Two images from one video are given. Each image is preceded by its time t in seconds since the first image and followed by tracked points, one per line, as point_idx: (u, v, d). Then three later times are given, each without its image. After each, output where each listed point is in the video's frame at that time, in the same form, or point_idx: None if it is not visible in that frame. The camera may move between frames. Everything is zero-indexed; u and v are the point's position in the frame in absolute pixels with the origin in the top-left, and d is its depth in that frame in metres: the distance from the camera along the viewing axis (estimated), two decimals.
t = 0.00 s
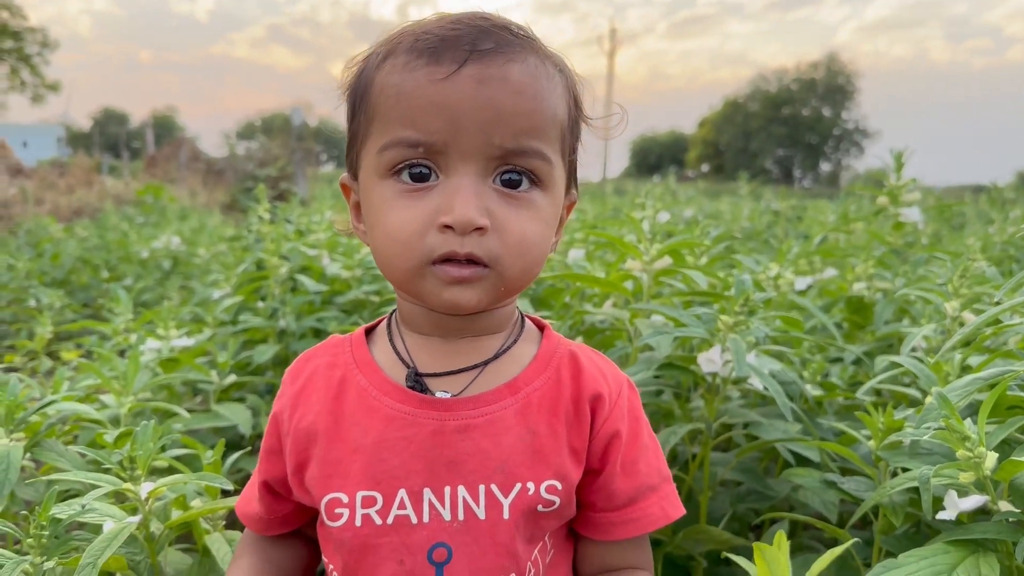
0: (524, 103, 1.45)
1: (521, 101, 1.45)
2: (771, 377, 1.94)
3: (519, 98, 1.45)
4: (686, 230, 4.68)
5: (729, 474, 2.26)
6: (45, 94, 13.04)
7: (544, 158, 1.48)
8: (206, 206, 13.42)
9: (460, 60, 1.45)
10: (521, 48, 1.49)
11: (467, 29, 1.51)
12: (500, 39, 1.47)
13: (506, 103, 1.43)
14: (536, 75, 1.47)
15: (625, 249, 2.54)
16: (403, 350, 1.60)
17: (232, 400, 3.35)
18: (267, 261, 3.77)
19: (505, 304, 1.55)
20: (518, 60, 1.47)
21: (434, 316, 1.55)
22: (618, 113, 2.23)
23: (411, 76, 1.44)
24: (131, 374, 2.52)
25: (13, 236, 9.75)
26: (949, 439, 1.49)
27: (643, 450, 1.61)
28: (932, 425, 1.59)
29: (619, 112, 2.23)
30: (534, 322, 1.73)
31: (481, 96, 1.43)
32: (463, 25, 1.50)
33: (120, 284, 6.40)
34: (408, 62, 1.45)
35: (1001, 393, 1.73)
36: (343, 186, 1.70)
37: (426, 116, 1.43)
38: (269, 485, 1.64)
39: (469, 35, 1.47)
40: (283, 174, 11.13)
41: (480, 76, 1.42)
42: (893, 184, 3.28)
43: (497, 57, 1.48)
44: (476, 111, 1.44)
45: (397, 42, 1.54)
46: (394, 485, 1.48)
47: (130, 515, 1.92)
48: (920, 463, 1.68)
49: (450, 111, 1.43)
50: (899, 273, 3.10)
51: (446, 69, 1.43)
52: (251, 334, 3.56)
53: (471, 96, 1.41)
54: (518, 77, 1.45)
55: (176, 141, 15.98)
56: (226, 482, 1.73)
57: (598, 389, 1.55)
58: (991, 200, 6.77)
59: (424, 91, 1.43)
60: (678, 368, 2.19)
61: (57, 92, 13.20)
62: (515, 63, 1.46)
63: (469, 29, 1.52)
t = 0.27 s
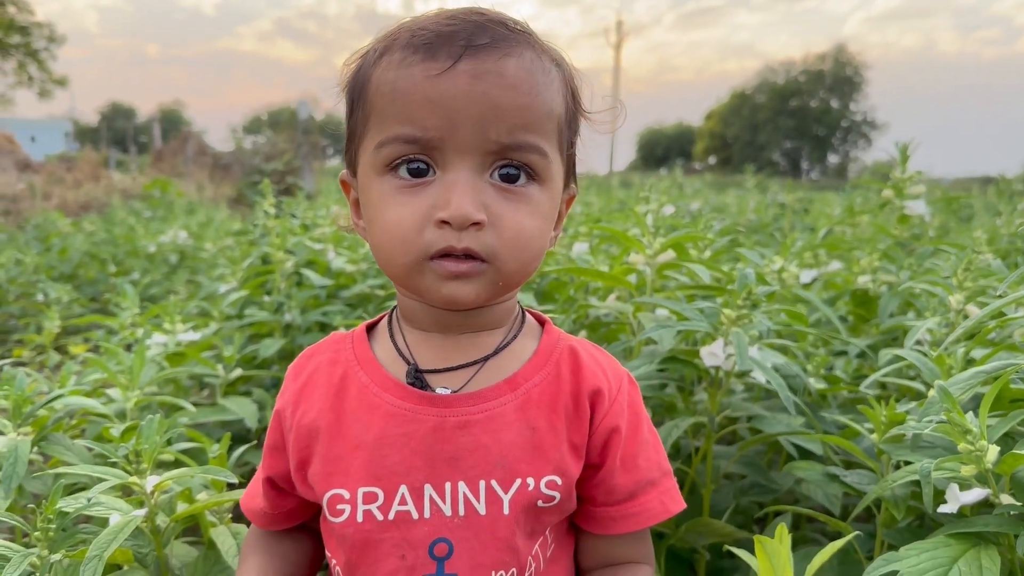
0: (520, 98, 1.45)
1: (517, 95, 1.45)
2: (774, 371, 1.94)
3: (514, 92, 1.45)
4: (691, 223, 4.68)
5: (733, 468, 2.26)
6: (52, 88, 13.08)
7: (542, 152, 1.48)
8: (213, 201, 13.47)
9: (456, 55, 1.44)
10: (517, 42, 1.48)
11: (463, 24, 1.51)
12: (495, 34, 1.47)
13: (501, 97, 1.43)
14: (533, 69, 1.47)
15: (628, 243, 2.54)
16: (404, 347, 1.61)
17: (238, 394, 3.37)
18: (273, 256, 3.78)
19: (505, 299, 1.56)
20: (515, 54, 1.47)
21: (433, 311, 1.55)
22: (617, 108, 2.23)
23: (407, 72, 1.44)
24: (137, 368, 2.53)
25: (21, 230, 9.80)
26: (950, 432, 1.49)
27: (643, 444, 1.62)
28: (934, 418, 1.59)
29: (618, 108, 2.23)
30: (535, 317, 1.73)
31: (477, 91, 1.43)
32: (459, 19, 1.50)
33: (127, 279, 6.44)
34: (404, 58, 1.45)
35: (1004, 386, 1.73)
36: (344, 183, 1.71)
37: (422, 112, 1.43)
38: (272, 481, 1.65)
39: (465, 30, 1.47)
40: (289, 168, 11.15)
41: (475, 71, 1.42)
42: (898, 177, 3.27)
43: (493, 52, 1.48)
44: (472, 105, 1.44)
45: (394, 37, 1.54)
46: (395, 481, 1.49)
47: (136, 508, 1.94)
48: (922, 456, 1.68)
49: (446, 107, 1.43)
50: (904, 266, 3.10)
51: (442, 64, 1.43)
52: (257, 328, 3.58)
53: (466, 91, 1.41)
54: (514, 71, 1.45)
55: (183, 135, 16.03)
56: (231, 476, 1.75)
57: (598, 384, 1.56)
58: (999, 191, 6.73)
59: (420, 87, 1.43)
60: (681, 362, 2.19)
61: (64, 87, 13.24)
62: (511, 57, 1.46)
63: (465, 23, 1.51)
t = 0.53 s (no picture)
0: (521, 100, 1.44)
1: (519, 96, 1.44)
2: (780, 368, 1.94)
3: (515, 94, 1.44)
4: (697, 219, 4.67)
5: (739, 465, 2.26)
6: (59, 87, 13.13)
7: (545, 154, 1.48)
8: (219, 199, 13.51)
9: (457, 57, 1.44)
10: (519, 42, 1.47)
11: (465, 25, 1.50)
12: (497, 34, 1.46)
13: (502, 100, 1.43)
14: (534, 71, 1.46)
15: (634, 240, 2.54)
16: (409, 346, 1.61)
17: (244, 392, 3.38)
18: (279, 253, 3.79)
19: (509, 298, 1.56)
20: (516, 55, 1.46)
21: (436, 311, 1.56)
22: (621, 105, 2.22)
23: (408, 74, 1.44)
24: (144, 366, 2.54)
25: (29, 229, 9.84)
26: (956, 429, 1.49)
27: (649, 441, 1.62)
28: (941, 415, 1.58)
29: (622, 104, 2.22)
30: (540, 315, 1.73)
31: (478, 94, 1.42)
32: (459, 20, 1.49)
33: (134, 277, 6.46)
34: (406, 60, 1.44)
35: (1011, 383, 1.72)
36: (347, 182, 1.71)
37: (424, 115, 1.43)
38: (279, 482, 1.65)
39: (466, 31, 1.46)
40: (295, 165, 11.17)
41: (477, 73, 1.42)
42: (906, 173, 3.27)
43: (494, 53, 1.47)
44: (474, 108, 1.44)
45: (395, 37, 1.53)
46: (403, 482, 1.49)
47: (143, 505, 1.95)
48: (929, 453, 1.68)
49: (448, 110, 1.42)
50: (910, 262, 3.09)
51: (443, 66, 1.43)
52: (264, 326, 3.59)
53: (467, 94, 1.40)
54: (514, 73, 1.44)
55: (190, 133, 16.08)
56: (238, 473, 1.75)
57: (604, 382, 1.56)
58: (1007, 187, 6.70)
59: (421, 90, 1.43)
60: (687, 359, 2.19)
61: (70, 86, 13.29)
62: (512, 59, 1.45)
63: (466, 23, 1.50)
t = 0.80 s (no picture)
0: (526, 103, 1.44)
1: (525, 100, 1.44)
2: (787, 368, 1.93)
3: (521, 98, 1.43)
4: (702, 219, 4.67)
5: (745, 465, 2.26)
6: (65, 88, 13.20)
7: (550, 157, 1.48)
8: (225, 199, 13.54)
9: (463, 61, 1.44)
10: (525, 45, 1.47)
11: (471, 27, 1.49)
12: (503, 37, 1.45)
13: (507, 104, 1.42)
14: (540, 74, 1.45)
15: (640, 240, 2.54)
16: (416, 349, 1.61)
17: (251, 392, 3.39)
18: (285, 254, 3.80)
19: (516, 301, 1.56)
20: (522, 58, 1.45)
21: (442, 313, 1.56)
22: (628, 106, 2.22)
23: (414, 78, 1.44)
24: (151, 367, 2.55)
25: (35, 229, 9.88)
26: (964, 429, 1.48)
27: (657, 444, 1.62)
28: (949, 415, 1.57)
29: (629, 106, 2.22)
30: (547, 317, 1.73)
31: (483, 97, 1.42)
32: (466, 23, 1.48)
33: (140, 278, 6.49)
34: (411, 63, 1.44)
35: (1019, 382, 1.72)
36: (354, 183, 1.71)
37: (429, 118, 1.43)
38: (286, 486, 1.66)
39: (472, 35, 1.46)
40: (301, 166, 11.20)
41: (482, 76, 1.41)
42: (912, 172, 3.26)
43: (500, 56, 1.47)
44: (480, 112, 1.43)
45: (401, 40, 1.53)
46: (412, 486, 1.49)
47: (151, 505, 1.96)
48: (937, 453, 1.67)
49: (453, 113, 1.42)
50: (917, 262, 3.08)
51: (449, 70, 1.42)
52: (270, 327, 3.60)
53: (472, 98, 1.40)
54: (520, 76, 1.43)
55: (195, 134, 16.13)
56: (245, 474, 1.76)
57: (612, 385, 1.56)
58: (1014, 186, 6.68)
59: (426, 93, 1.43)
60: (694, 359, 2.19)
61: (76, 87, 13.35)
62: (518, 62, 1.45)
63: (472, 26, 1.50)
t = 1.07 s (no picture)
0: (538, 116, 1.45)
1: (536, 113, 1.46)
2: (794, 373, 1.95)
3: (532, 111, 1.45)
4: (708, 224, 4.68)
5: (752, 470, 2.27)
6: (72, 93, 13.27)
7: (561, 169, 1.49)
8: (230, 203, 13.59)
9: (476, 74, 1.45)
10: (537, 58, 1.48)
11: (484, 40, 1.51)
12: (515, 51, 1.47)
13: (519, 116, 1.44)
14: (552, 86, 1.47)
15: (646, 246, 2.56)
16: (429, 356, 1.63)
17: (259, 396, 3.41)
18: (293, 259, 3.82)
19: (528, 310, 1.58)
20: (535, 71, 1.47)
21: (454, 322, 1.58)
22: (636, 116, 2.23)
23: (427, 91, 1.46)
24: (161, 372, 2.57)
25: (41, 233, 9.92)
26: (970, 435, 1.49)
27: (668, 451, 1.64)
28: (955, 421, 1.59)
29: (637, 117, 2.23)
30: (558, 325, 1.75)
31: (495, 110, 1.44)
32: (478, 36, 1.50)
33: (147, 281, 6.52)
34: (425, 76, 1.46)
35: None
36: (367, 192, 1.73)
37: (442, 131, 1.45)
38: (300, 492, 1.67)
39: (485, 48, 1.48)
40: (306, 170, 11.24)
41: (494, 89, 1.43)
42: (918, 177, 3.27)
43: (512, 69, 1.48)
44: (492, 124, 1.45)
45: (415, 52, 1.55)
46: (425, 492, 1.51)
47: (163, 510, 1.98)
48: (943, 458, 1.68)
49: (466, 126, 1.44)
50: (922, 267, 3.09)
51: (461, 83, 1.44)
52: (278, 331, 3.62)
53: (484, 111, 1.42)
54: (532, 88, 1.45)
55: (201, 138, 16.19)
56: (257, 480, 1.78)
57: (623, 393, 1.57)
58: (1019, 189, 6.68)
59: (439, 106, 1.45)
60: (701, 364, 2.20)
61: (83, 91, 13.42)
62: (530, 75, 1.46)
63: (485, 38, 1.52)
